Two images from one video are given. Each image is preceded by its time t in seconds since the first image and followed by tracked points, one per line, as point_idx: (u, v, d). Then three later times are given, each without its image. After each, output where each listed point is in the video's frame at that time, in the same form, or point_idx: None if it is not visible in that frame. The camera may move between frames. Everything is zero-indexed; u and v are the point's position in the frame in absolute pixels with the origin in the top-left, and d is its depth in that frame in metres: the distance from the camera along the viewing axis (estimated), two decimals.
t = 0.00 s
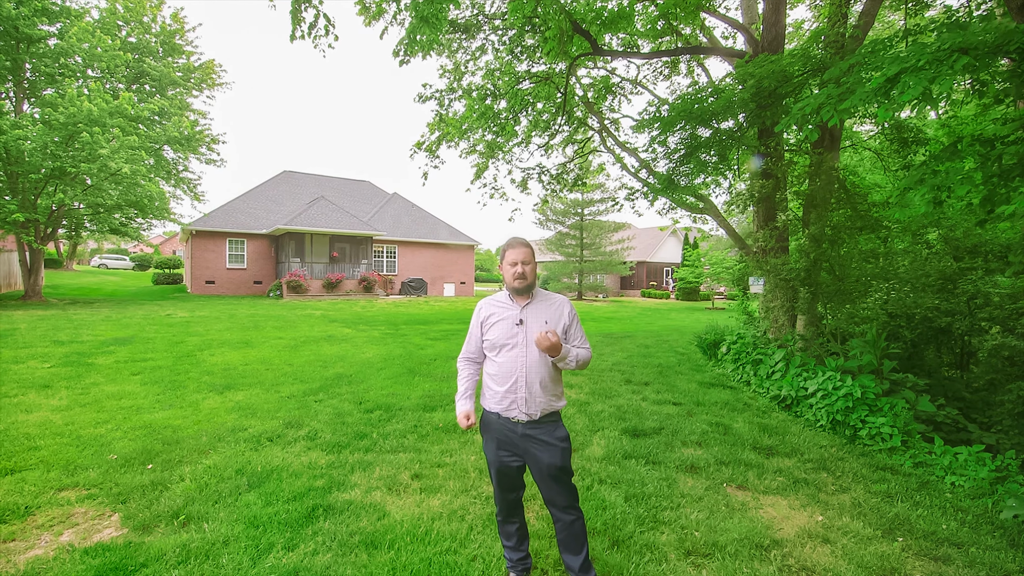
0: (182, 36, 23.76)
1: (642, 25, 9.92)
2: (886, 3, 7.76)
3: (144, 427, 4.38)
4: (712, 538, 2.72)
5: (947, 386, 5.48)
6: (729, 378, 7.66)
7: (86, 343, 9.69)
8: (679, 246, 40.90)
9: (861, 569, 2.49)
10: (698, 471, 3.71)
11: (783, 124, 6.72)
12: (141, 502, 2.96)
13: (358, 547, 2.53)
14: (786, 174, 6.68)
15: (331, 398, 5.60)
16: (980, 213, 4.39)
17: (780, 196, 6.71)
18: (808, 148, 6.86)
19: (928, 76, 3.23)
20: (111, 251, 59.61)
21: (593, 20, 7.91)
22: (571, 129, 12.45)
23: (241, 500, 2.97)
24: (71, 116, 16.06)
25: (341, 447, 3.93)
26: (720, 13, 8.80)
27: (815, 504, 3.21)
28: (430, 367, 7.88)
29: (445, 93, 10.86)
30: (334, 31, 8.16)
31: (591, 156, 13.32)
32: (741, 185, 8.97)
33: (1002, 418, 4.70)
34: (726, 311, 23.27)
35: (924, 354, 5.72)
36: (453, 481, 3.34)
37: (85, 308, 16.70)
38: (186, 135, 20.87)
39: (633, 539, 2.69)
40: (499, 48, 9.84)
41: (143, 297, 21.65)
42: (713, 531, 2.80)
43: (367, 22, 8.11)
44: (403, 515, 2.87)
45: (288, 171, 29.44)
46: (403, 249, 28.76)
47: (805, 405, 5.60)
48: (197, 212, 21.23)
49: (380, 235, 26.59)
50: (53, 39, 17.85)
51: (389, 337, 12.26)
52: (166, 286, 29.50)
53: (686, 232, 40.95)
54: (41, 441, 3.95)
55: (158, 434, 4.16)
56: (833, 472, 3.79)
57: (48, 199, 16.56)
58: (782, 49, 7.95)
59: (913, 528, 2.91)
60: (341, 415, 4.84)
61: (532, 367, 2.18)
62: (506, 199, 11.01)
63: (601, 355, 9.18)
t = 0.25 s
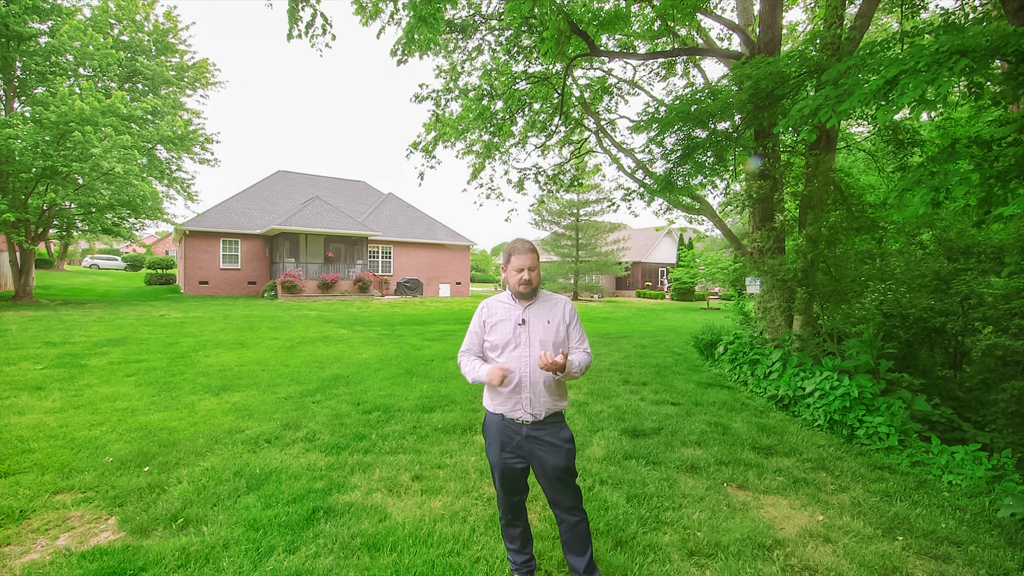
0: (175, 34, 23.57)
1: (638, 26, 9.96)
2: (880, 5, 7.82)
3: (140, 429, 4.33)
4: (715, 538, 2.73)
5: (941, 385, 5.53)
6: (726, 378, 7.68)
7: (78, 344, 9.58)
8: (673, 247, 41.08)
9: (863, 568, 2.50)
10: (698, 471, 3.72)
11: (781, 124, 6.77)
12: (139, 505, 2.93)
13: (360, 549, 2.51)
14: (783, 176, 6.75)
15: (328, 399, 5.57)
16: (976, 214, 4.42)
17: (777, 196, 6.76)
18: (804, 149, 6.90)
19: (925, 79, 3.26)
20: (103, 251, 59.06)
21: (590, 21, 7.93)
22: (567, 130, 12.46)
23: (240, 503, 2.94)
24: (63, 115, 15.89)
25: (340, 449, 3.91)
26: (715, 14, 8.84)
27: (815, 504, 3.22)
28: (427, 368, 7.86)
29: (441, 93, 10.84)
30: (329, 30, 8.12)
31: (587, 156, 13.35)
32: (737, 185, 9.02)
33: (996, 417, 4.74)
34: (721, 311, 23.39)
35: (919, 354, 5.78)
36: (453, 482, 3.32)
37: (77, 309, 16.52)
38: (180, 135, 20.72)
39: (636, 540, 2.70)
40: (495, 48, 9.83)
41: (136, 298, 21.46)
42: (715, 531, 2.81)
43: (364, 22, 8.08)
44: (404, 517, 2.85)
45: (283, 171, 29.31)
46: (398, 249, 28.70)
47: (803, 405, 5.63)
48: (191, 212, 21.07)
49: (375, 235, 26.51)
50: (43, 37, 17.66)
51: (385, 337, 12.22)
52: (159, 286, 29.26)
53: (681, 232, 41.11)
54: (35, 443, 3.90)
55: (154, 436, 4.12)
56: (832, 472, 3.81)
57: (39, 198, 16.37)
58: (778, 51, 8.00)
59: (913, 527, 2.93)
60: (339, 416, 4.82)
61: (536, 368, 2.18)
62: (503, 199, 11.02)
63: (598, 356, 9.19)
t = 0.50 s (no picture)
0: (167, 32, 23.34)
1: (633, 27, 10.01)
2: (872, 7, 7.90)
3: (134, 430, 4.29)
4: (716, 536, 2.74)
5: (933, 384, 5.60)
6: (722, 378, 7.73)
7: (68, 345, 9.47)
8: (667, 247, 41.28)
9: (862, 564, 2.52)
10: (697, 469, 3.74)
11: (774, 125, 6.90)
12: (136, 507, 2.90)
13: (362, 549, 2.50)
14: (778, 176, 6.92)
15: (325, 400, 5.55)
16: (969, 214, 4.48)
17: (773, 197, 6.97)
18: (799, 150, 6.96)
19: (920, 81, 3.29)
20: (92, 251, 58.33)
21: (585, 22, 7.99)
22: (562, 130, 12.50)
23: (239, 504, 2.92)
24: (52, 113, 15.70)
25: (338, 449, 3.89)
26: (710, 16, 8.90)
27: (813, 501, 3.25)
28: (424, 368, 7.84)
29: (436, 93, 10.82)
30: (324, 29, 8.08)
31: (582, 156, 13.39)
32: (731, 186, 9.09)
33: (988, 415, 4.81)
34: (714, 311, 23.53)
35: (911, 353, 5.85)
36: (454, 482, 3.32)
37: (67, 309, 16.32)
38: (172, 133, 20.54)
39: (638, 538, 2.70)
40: (491, 48, 9.82)
41: (127, 298, 21.23)
42: (716, 529, 2.82)
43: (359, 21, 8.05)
44: (405, 517, 2.84)
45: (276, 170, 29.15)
46: (393, 249, 28.63)
47: (798, 404, 5.68)
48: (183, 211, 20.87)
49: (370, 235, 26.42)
50: (33, 34, 17.43)
51: (380, 338, 12.17)
52: (150, 287, 28.96)
53: (674, 232, 41.31)
54: (27, 445, 3.84)
55: (149, 438, 4.07)
56: (828, 470, 3.85)
57: (28, 197, 16.16)
58: (773, 53, 8.08)
59: (909, 524, 2.96)
60: (336, 416, 4.80)
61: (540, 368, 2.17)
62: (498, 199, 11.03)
63: (594, 355, 9.21)
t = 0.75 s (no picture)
0: (157, 29, 23.06)
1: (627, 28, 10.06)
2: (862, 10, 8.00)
3: (128, 431, 4.24)
4: (714, 532, 2.77)
5: (923, 381, 5.69)
6: (715, 376, 7.79)
7: (57, 346, 9.33)
8: (659, 247, 41.52)
9: (857, 558, 2.56)
10: (694, 466, 3.77)
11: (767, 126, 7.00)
12: (132, 508, 2.87)
13: (363, 547, 2.50)
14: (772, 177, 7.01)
15: (320, 399, 5.52)
16: (959, 214, 4.55)
17: (767, 197, 7.09)
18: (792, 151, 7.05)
19: (911, 82, 3.33)
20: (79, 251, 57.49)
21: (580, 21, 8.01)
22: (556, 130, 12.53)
23: (237, 503, 2.90)
24: (39, 110, 15.46)
25: (335, 448, 3.88)
26: (703, 17, 8.96)
27: (808, 497, 3.29)
28: (419, 368, 7.83)
29: (430, 92, 10.80)
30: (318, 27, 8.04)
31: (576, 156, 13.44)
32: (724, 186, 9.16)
33: (976, 412, 4.89)
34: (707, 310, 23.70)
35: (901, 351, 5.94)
36: (453, 480, 3.32)
37: (54, 309, 16.08)
38: (162, 131, 20.32)
39: (637, 534, 2.72)
40: (485, 48, 9.82)
41: (116, 298, 20.95)
42: (714, 525, 2.85)
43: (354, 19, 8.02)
44: (406, 515, 2.84)
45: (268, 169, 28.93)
46: (386, 249, 28.53)
47: (791, 402, 5.74)
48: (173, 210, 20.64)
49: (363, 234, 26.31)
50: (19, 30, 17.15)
51: (374, 338, 12.13)
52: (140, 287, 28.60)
53: (667, 232, 41.54)
54: (18, 446, 3.79)
55: (142, 438, 4.03)
56: (822, 466, 3.90)
57: (14, 195, 15.90)
58: (766, 54, 8.15)
59: (903, 518, 3.01)
60: (333, 416, 4.78)
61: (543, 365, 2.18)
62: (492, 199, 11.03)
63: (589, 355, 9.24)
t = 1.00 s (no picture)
0: (145, 25, 22.75)
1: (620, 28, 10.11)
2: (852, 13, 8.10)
3: (119, 431, 4.19)
4: (711, 526, 2.80)
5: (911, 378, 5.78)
6: (708, 374, 7.86)
7: (44, 346, 9.19)
8: (651, 247, 41.76)
9: (851, 550, 2.60)
10: (689, 463, 3.80)
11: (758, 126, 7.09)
12: (126, 508, 2.84)
13: (362, 545, 2.50)
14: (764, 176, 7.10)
15: (315, 399, 5.49)
16: (948, 213, 4.62)
17: (759, 196, 7.20)
18: (783, 151, 7.13)
19: (904, 84, 3.39)
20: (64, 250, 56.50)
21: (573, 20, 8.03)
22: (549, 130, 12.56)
23: (233, 502, 2.88)
24: (24, 106, 15.20)
25: (331, 447, 3.86)
26: (696, 18, 9.02)
27: (802, 492, 3.34)
28: (413, 367, 7.81)
29: (424, 91, 10.77)
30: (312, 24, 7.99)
31: (569, 156, 13.48)
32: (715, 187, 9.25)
33: (963, 408, 4.99)
34: (698, 310, 23.87)
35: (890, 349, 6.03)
36: (450, 478, 3.32)
37: (40, 309, 15.80)
38: (151, 129, 20.05)
39: (635, 529, 2.74)
40: (479, 46, 9.82)
41: (103, 298, 20.64)
42: (710, 519, 2.88)
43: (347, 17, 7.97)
44: (405, 513, 2.84)
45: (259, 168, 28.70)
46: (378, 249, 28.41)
47: (783, 399, 5.81)
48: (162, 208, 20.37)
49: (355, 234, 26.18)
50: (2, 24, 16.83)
51: (366, 337, 12.08)
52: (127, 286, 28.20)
53: (658, 232, 41.78)
54: (7, 447, 3.73)
55: (135, 438, 3.99)
56: (815, 462, 3.95)
57: None
58: (757, 55, 8.22)
59: (894, 512, 3.07)
60: (327, 415, 4.75)
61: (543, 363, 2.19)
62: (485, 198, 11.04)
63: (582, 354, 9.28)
